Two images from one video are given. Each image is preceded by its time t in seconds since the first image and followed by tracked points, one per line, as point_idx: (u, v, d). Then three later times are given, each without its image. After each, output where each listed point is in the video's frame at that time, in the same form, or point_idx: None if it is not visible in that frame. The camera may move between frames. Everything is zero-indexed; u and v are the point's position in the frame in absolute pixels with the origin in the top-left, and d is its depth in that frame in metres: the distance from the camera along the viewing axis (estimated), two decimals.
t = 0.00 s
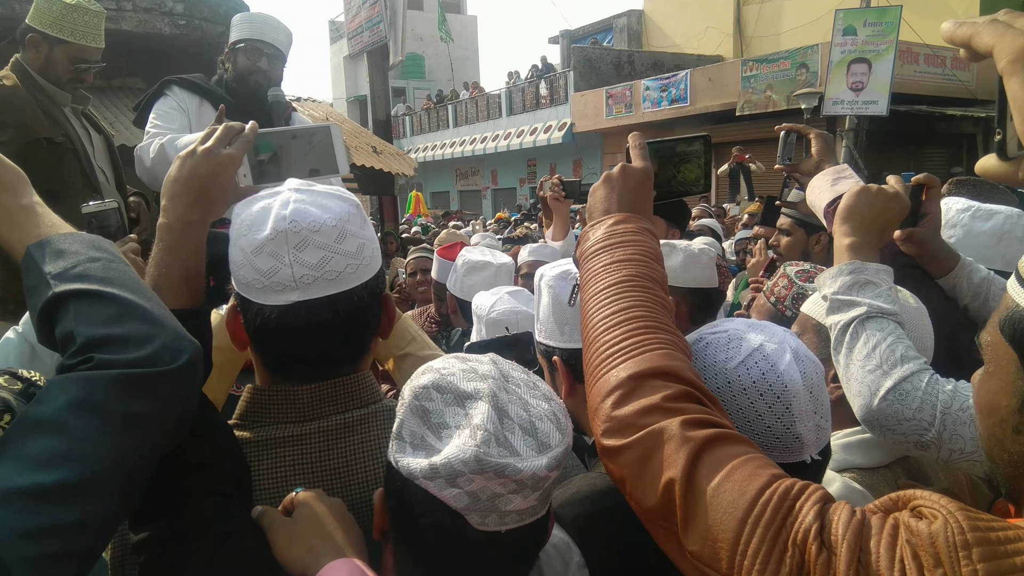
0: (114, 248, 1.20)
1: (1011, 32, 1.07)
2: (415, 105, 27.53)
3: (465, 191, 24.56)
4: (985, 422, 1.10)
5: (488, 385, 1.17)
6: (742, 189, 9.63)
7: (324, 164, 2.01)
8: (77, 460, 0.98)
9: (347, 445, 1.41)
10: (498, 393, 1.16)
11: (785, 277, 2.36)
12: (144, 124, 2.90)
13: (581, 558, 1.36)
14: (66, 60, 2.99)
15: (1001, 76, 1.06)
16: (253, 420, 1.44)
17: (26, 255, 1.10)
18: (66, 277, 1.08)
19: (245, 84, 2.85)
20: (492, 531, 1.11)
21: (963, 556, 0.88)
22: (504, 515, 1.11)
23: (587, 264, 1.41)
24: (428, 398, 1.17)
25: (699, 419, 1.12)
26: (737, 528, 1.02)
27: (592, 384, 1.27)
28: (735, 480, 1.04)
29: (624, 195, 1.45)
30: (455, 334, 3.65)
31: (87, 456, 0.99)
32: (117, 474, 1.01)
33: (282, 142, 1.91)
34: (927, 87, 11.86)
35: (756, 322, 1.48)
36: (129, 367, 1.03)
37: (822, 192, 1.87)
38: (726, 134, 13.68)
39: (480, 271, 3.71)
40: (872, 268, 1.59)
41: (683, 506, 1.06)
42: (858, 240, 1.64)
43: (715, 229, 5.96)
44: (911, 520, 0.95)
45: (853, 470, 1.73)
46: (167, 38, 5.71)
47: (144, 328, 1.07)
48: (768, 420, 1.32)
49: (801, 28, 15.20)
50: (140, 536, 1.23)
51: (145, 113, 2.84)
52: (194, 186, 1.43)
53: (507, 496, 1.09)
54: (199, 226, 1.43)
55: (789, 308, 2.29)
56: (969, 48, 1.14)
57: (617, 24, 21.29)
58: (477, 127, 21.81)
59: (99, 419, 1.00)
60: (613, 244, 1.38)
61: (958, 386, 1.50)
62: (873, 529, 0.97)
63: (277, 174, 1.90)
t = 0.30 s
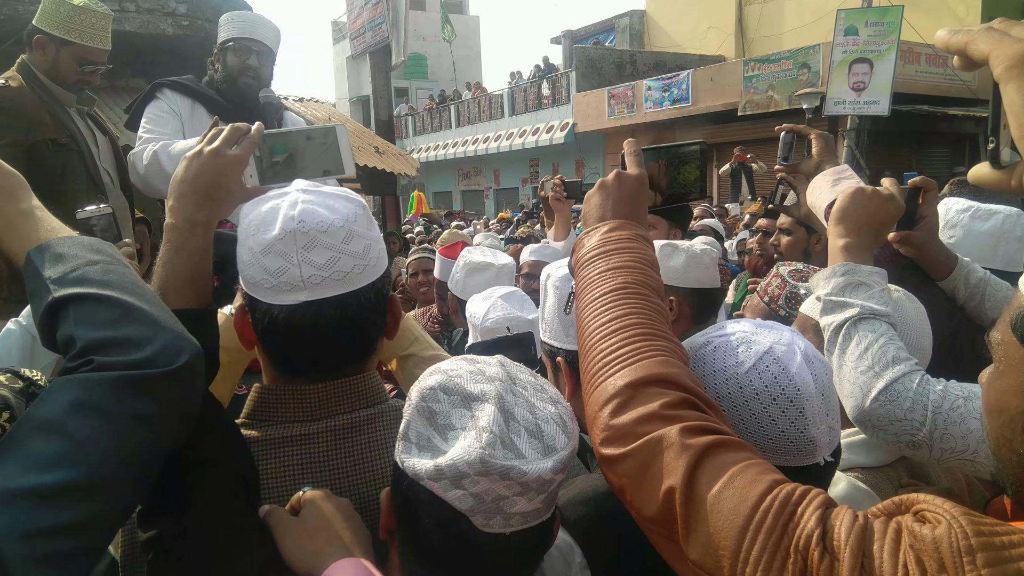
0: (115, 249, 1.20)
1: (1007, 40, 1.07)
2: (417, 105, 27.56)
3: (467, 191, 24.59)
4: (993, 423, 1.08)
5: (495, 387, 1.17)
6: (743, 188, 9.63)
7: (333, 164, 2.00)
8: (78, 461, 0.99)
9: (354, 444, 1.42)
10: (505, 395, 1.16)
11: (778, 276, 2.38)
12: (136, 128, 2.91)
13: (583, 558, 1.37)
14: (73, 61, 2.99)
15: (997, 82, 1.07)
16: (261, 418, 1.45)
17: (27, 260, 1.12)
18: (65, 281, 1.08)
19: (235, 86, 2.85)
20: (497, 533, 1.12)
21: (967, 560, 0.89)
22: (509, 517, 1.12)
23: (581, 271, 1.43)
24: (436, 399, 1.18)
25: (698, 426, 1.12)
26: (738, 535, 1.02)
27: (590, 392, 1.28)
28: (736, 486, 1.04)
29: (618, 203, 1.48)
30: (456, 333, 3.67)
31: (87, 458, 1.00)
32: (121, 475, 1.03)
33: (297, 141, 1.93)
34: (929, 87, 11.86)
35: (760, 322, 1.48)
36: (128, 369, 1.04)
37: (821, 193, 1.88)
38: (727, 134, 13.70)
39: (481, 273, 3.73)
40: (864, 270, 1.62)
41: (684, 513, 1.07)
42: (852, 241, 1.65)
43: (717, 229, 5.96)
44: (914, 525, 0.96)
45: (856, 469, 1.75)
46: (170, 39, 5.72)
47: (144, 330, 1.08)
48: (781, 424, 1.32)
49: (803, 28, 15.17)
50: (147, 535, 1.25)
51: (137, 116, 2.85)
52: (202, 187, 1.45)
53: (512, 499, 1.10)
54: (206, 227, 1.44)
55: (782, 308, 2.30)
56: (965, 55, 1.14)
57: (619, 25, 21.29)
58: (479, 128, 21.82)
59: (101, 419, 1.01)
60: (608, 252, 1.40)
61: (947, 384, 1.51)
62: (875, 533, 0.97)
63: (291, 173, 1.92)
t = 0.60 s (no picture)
0: (113, 252, 1.21)
1: (1008, 43, 1.08)
2: (418, 105, 27.58)
3: (468, 191, 24.59)
4: (996, 427, 1.08)
5: (501, 390, 1.18)
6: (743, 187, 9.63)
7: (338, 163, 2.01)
8: (75, 462, 1.00)
9: (359, 445, 1.43)
10: (511, 398, 1.17)
11: (778, 277, 2.38)
12: (128, 131, 2.91)
13: (586, 559, 1.38)
14: (77, 63, 3.00)
15: (999, 85, 1.07)
16: (266, 419, 1.45)
17: (26, 264, 1.12)
18: (62, 285, 1.08)
19: (230, 87, 2.86)
20: (501, 535, 1.13)
21: (971, 565, 0.89)
22: (513, 520, 1.12)
23: (578, 274, 1.44)
24: (441, 401, 1.19)
25: (698, 429, 1.13)
26: (740, 540, 1.02)
27: (589, 396, 1.28)
28: (737, 491, 1.05)
29: (612, 204, 1.50)
30: (456, 334, 3.67)
31: (82, 458, 1.01)
32: (120, 476, 1.04)
33: (309, 142, 1.95)
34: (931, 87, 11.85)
35: (765, 325, 1.48)
36: (125, 371, 1.05)
37: (821, 192, 1.89)
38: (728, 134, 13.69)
39: (480, 273, 3.74)
40: (861, 268, 1.63)
41: (685, 518, 1.07)
42: (850, 239, 1.67)
43: (718, 229, 5.97)
44: (917, 529, 0.96)
45: (859, 466, 1.79)
46: (172, 40, 5.73)
47: (141, 332, 1.08)
48: (799, 436, 1.32)
49: (804, 28, 15.15)
50: (153, 535, 1.26)
51: (131, 119, 2.85)
52: (207, 188, 1.45)
53: (517, 501, 1.11)
54: (211, 227, 1.45)
55: (782, 308, 2.30)
56: (966, 59, 1.15)
57: (619, 24, 21.28)
58: (480, 128, 21.82)
59: (93, 422, 1.02)
60: (603, 254, 1.42)
61: (942, 383, 1.53)
62: (877, 538, 0.98)
63: (302, 172, 1.93)
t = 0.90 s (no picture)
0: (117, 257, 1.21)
1: (1014, 37, 1.08)
2: (418, 105, 27.59)
3: (468, 191, 24.59)
4: (998, 430, 1.07)
5: (502, 391, 1.18)
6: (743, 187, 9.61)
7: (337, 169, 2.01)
8: (74, 464, 1.00)
9: (358, 447, 1.43)
10: (512, 399, 1.17)
11: (780, 277, 2.38)
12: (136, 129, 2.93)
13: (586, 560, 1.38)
14: (79, 65, 3.00)
15: (1006, 78, 1.07)
16: (266, 419, 1.46)
17: (32, 271, 1.12)
18: (66, 290, 1.09)
19: (234, 90, 2.85)
20: (501, 538, 1.13)
21: (975, 568, 0.89)
22: (513, 522, 1.12)
23: (577, 274, 1.44)
24: (442, 402, 1.19)
25: (699, 432, 1.13)
26: (742, 544, 1.02)
27: (589, 398, 1.28)
28: (739, 494, 1.05)
29: (609, 205, 1.50)
30: (455, 334, 3.67)
31: (82, 460, 1.01)
32: (120, 478, 1.03)
33: (303, 150, 1.95)
34: (932, 87, 11.85)
35: (765, 326, 1.47)
36: (126, 374, 1.05)
37: (818, 194, 1.88)
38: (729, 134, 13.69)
39: (479, 273, 3.74)
40: (858, 269, 1.64)
41: (687, 521, 1.07)
42: (847, 239, 1.67)
43: (719, 229, 5.97)
44: (921, 533, 0.96)
45: (859, 470, 1.83)
46: (173, 40, 5.74)
47: (143, 336, 1.08)
48: (801, 442, 1.32)
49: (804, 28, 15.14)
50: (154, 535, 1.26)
51: (138, 119, 2.86)
52: (210, 191, 1.46)
53: (516, 504, 1.11)
54: (214, 229, 1.46)
55: (783, 308, 2.31)
56: (971, 53, 1.15)
57: (620, 25, 21.28)
58: (480, 128, 21.81)
59: (95, 423, 1.02)
60: (603, 254, 1.42)
61: (936, 386, 1.54)
62: (881, 542, 0.98)
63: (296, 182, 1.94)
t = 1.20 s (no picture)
0: (122, 259, 1.21)
1: (1018, 27, 1.07)
2: (416, 105, 27.57)
3: (467, 191, 24.58)
4: (998, 432, 1.06)
5: (507, 390, 1.17)
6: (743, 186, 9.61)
7: (337, 171, 2.06)
8: (76, 467, 1.00)
9: (359, 448, 1.43)
10: (516, 399, 1.16)
11: (789, 275, 2.36)
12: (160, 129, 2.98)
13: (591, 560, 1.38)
14: (79, 68, 2.99)
15: (1011, 70, 1.07)
16: (270, 419, 1.45)
17: (36, 276, 1.12)
18: (69, 295, 1.08)
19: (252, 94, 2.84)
20: (504, 537, 1.12)
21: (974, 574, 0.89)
22: (516, 522, 1.12)
23: (574, 275, 1.44)
24: (447, 401, 1.18)
25: (697, 434, 1.12)
26: (741, 547, 1.02)
27: (586, 399, 1.27)
28: (738, 496, 1.04)
29: (607, 206, 1.50)
30: (454, 335, 3.68)
31: (82, 463, 1.00)
32: (121, 480, 1.03)
33: (280, 151, 1.93)
34: (931, 85, 11.86)
35: (765, 327, 1.47)
36: (126, 376, 1.04)
37: (815, 197, 1.87)
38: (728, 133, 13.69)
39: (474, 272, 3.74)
40: (860, 273, 1.64)
41: (685, 524, 1.06)
42: (849, 243, 1.66)
43: (719, 228, 5.97)
44: (920, 538, 0.96)
45: (860, 472, 1.82)
46: (173, 42, 5.73)
47: (144, 339, 1.08)
48: (799, 450, 1.31)
49: (803, 27, 15.14)
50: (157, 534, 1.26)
51: (160, 120, 2.90)
52: (214, 194, 1.46)
53: (520, 503, 1.10)
54: (217, 231, 1.46)
55: (791, 306, 2.31)
56: (974, 44, 1.15)
57: (618, 24, 21.25)
58: (479, 128, 21.81)
59: (96, 427, 1.02)
60: (600, 255, 1.41)
61: (938, 392, 1.56)
62: (880, 546, 0.98)
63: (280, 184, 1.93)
